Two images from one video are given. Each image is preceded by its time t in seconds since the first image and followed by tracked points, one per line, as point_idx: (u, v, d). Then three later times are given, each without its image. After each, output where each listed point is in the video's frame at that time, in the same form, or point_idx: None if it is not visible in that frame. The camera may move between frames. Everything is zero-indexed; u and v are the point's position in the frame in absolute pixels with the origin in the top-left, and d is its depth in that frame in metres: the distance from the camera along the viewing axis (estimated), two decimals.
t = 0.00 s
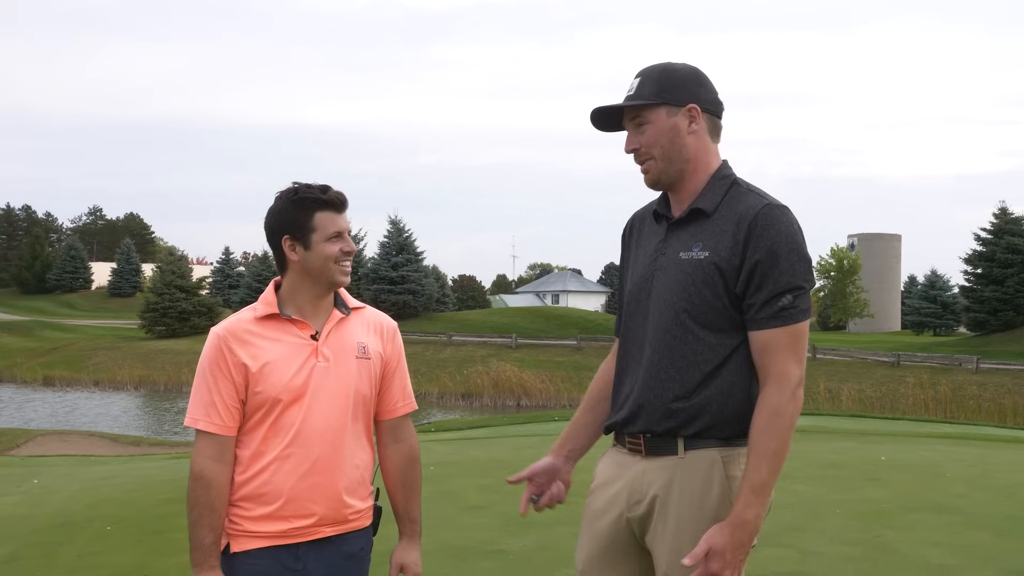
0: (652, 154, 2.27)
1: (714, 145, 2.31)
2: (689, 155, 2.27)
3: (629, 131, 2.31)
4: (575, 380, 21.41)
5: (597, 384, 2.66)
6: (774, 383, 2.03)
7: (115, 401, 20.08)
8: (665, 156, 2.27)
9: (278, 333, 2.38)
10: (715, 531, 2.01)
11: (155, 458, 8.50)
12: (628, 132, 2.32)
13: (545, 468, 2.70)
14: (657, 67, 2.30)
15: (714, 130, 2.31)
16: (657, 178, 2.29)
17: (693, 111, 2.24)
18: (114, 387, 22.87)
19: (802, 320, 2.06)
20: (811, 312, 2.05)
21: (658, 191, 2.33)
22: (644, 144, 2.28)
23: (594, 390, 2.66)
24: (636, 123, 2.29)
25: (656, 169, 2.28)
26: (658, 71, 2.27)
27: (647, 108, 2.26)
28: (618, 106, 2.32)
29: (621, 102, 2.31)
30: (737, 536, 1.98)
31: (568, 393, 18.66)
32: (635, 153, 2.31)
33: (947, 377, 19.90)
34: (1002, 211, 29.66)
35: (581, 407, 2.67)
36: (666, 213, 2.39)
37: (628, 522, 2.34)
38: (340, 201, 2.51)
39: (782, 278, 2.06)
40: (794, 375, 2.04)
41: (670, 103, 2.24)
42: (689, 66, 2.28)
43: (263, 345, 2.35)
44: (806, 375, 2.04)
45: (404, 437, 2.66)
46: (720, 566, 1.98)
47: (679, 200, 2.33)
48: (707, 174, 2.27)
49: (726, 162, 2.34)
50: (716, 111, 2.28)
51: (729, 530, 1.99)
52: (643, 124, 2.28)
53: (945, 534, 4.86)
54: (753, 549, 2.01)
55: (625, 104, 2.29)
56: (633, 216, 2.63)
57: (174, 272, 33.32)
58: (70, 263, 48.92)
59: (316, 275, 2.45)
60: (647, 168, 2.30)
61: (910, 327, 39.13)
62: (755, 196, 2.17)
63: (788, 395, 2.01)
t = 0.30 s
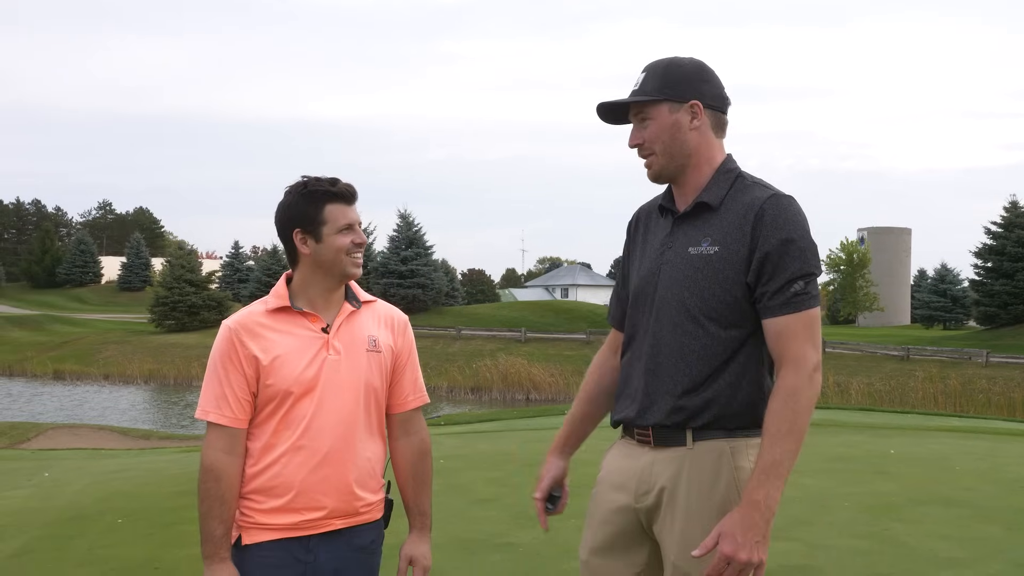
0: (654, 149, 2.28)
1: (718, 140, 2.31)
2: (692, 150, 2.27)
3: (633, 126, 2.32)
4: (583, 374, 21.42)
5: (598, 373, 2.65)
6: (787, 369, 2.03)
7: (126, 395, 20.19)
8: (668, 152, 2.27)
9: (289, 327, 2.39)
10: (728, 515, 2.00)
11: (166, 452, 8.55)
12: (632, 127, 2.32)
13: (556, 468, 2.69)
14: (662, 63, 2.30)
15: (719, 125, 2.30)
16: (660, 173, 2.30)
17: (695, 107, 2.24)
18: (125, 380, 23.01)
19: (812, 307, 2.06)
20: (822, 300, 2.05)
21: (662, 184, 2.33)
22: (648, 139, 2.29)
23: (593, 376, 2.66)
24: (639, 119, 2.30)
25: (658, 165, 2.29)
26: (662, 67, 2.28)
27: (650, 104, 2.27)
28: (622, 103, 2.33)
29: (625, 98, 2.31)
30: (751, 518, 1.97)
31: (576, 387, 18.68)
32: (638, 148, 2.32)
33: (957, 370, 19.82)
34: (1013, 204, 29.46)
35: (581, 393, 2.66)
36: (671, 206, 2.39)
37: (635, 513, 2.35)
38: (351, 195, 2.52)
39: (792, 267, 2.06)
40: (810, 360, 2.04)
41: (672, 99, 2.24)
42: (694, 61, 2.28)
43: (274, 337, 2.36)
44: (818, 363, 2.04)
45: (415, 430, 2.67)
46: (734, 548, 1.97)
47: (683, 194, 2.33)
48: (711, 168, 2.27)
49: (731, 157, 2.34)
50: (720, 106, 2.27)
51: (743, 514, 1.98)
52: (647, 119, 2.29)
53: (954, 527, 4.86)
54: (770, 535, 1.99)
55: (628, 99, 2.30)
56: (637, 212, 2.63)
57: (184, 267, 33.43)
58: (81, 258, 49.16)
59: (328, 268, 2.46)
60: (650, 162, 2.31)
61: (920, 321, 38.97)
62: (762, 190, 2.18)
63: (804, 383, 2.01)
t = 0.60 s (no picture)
0: (647, 145, 2.28)
1: (712, 135, 2.30)
2: (685, 146, 2.26)
3: (628, 122, 2.32)
4: (586, 366, 21.41)
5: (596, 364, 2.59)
6: (774, 369, 2.04)
7: (129, 386, 20.22)
8: (661, 147, 2.27)
9: (293, 318, 2.38)
10: (727, 520, 2.08)
11: (169, 443, 8.55)
12: (627, 123, 2.32)
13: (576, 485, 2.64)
14: (655, 60, 2.29)
15: (713, 120, 2.29)
16: (653, 167, 2.29)
17: (687, 103, 2.23)
18: (128, 371, 23.07)
19: (802, 305, 2.06)
20: (811, 296, 2.04)
21: (655, 179, 2.33)
22: (641, 135, 2.29)
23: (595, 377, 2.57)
24: (633, 115, 2.30)
25: (651, 159, 2.29)
26: (656, 63, 2.27)
27: (643, 100, 2.27)
28: (617, 98, 2.33)
29: (619, 94, 2.31)
30: (749, 522, 2.03)
31: (579, 379, 18.69)
32: (632, 143, 2.32)
33: (960, 364, 19.80)
34: (1017, 197, 29.36)
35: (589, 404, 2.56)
36: (665, 199, 2.38)
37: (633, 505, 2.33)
38: (354, 186, 2.51)
39: (783, 263, 2.05)
40: (794, 359, 2.04)
41: (664, 94, 2.24)
42: (687, 58, 2.27)
43: (279, 329, 2.35)
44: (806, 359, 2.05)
45: (420, 422, 2.66)
46: (735, 551, 2.05)
47: (677, 188, 2.32)
48: (704, 163, 2.26)
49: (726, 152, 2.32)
50: (712, 102, 2.27)
51: (741, 517, 2.04)
52: (640, 115, 2.28)
53: (957, 521, 4.85)
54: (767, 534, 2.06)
55: (623, 96, 2.30)
56: (633, 206, 2.61)
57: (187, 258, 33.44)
58: (84, 248, 49.21)
59: (333, 259, 2.45)
60: (643, 157, 2.30)
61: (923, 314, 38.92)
62: (755, 183, 2.17)
63: (790, 383, 2.02)
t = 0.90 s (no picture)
0: (633, 150, 2.28)
1: (697, 142, 2.30)
2: (670, 152, 2.26)
3: (614, 129, 2.32)
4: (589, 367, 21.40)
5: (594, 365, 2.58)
6: (767, 366, 2.03)
7: (132, 386, 20.25)
8: (646, 153, 2.27)
9: (293, 319, 2.38)
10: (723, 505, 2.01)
11: (171, 443, 8.56)
12: (612, 131, 2.32)
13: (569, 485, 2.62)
14: (640, 68, 2.29)
15: (698, 127, 2.29)
16: (640, 173, 2.29)
17: (671, 110, 2.24)
18: (131, 371, 23.12)
19: (792, 303, 2.05)
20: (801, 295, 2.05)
21: (643, 184, 2.32)
22: (627, 142, 2.29)
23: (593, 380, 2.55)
24: (619, 122, 2.30)
25: (637, 165, 2.28)
26: (640, 72, 2.27)
27: (628, 108, 2.27)
28: (604, 106, 2.32)
29: (604, 102, 2.31)
30: (745, 506, 1.98)
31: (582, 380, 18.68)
32: (619, 150, 2.32)
33: (962, 366, 19.78)
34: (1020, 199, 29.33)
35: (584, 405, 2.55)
36: (653, 206, 2.38)
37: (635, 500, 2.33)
38: (354, 187, 2.51)
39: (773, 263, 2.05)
40: (790, 354, 2.04)
41: (649, 102, 2.24)
42: (672, 65, 2.27)
43: (279, 330, 2.35)
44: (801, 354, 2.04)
45: (419, 422, 2.66)
46: (734, 533, 1.96)
47: (664, 193, 2.32)
48: (690, 168, 2.26)
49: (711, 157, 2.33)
50: (697, 109, 2.27)
51: (736, 502, 1.98)
52: (625, 123, 2.29)
53: (960, 523, 4.84)
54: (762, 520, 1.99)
55: (609, 103, 2.30)
56: (621, 212, 2.60)
57: (190, 258, 33.48)
58: (87, 249, 49.32)
59: (332, 260, 2.45)
60: (630, 163, 2.30)
61: (926, 316, 38.87)
62: (742, 187, 2.17)
63: (784, 379, 2.01)
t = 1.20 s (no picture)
0: (621, 153, 2.25)
1: (683, 143, 2.29)
2: (657, 155, 2.24)
3: (599, 133, 2.30)
4: (588, 366, 21.39)
5: (604, 367, 2.57)
6: (754, 362, 2.02)
7: (129, 385, 20.20)
8: (634, 156, 2.24)
9: (286, 319, 2.36)
10: (707, 503, 2.07)
11: (169, 442, 8.53)
12: (598, 134, 2.30)
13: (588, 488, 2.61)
14: (626, 71, 2.27)
15: (683, 129, 2.28)
16: (628, 176, 2.27)
17: (657, 112, 2.22)
18: (129, 370, 23.08)
19: (781, 297, 2.03)
20: (790, 289, 2.02)
21: (631, 187, 2.30)
22: (615, 145, 2.26)
23: (602, 381, 2.56)
24: (605, 126, 2.27)
25: (626, 168, 2.26)
26: (625, 75, 2.25)
27: (615, 110, 2.24)
28: (588, 110, 2.30)
29: (590, 106, 2.28)
30: (727, 504, 2.03)
31: (581, 379, 18.66)
32: (606, 153, 2.29)
33: (961, 365, 19.77)
34: (1018, 198, 29.32)
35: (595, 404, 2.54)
36: (643, 208, 2.35)
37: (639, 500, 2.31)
38: (347, 186, 2.49)
39: (759, 259, 2.04)
40: (779, 351, 2.02)
41: (636, 104, 2.21)
42: (656, 68, 2.25)
43: (272, 330, 2.33)
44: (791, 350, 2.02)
45: (412, 421, 2.63)
46: (713, 532, 2.04)
47: (653, 195, 2.30)
48: (677, 169, 2.25)
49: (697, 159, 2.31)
50: (682, 111, 2.26)
51: (719, 501, 2.05)
52: (612, 126, 2.26)
53: (961, 522, 4.82)
54: (744, 514, 2.06)
55: (594, 107, 2.27)
56: (614, 217, 2.57)
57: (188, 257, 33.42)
58: (85, 247, 49.22)
59: (323, 258, 2.43)
60: (618, 166, 2.28)
61: (924, 315, 38.89)
62: (729, 184, 2.16)
63: (771, 375, 2.00)
